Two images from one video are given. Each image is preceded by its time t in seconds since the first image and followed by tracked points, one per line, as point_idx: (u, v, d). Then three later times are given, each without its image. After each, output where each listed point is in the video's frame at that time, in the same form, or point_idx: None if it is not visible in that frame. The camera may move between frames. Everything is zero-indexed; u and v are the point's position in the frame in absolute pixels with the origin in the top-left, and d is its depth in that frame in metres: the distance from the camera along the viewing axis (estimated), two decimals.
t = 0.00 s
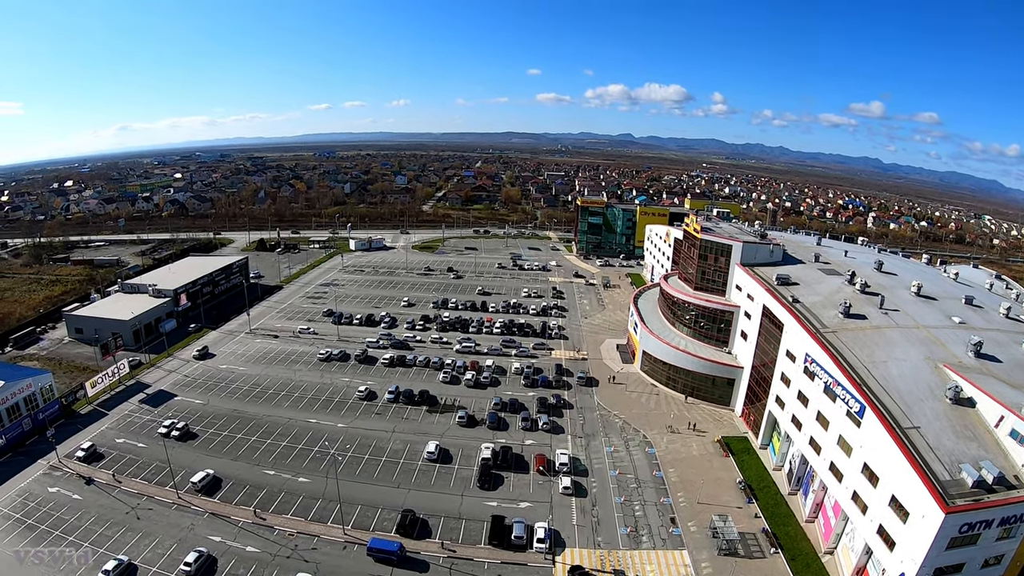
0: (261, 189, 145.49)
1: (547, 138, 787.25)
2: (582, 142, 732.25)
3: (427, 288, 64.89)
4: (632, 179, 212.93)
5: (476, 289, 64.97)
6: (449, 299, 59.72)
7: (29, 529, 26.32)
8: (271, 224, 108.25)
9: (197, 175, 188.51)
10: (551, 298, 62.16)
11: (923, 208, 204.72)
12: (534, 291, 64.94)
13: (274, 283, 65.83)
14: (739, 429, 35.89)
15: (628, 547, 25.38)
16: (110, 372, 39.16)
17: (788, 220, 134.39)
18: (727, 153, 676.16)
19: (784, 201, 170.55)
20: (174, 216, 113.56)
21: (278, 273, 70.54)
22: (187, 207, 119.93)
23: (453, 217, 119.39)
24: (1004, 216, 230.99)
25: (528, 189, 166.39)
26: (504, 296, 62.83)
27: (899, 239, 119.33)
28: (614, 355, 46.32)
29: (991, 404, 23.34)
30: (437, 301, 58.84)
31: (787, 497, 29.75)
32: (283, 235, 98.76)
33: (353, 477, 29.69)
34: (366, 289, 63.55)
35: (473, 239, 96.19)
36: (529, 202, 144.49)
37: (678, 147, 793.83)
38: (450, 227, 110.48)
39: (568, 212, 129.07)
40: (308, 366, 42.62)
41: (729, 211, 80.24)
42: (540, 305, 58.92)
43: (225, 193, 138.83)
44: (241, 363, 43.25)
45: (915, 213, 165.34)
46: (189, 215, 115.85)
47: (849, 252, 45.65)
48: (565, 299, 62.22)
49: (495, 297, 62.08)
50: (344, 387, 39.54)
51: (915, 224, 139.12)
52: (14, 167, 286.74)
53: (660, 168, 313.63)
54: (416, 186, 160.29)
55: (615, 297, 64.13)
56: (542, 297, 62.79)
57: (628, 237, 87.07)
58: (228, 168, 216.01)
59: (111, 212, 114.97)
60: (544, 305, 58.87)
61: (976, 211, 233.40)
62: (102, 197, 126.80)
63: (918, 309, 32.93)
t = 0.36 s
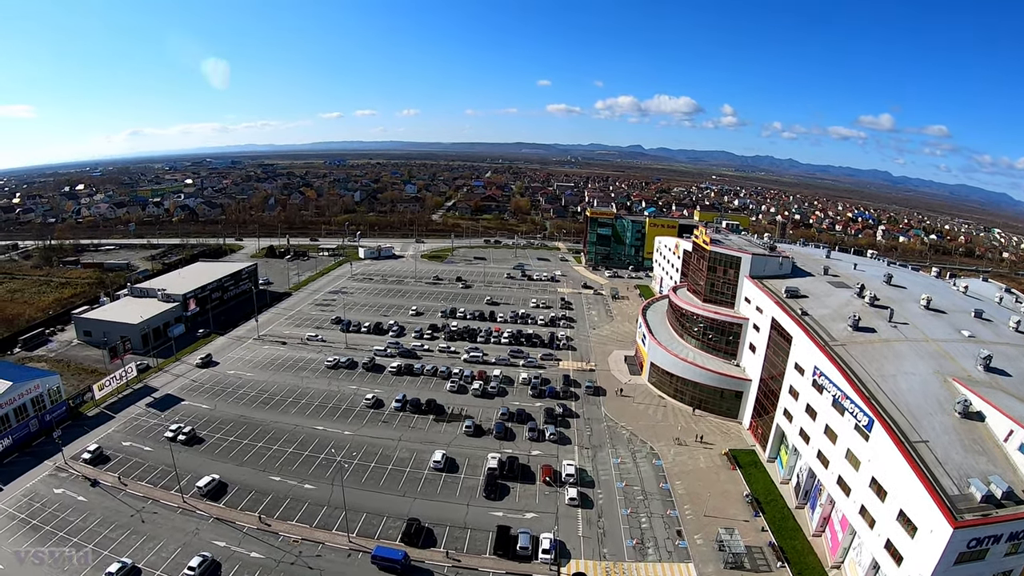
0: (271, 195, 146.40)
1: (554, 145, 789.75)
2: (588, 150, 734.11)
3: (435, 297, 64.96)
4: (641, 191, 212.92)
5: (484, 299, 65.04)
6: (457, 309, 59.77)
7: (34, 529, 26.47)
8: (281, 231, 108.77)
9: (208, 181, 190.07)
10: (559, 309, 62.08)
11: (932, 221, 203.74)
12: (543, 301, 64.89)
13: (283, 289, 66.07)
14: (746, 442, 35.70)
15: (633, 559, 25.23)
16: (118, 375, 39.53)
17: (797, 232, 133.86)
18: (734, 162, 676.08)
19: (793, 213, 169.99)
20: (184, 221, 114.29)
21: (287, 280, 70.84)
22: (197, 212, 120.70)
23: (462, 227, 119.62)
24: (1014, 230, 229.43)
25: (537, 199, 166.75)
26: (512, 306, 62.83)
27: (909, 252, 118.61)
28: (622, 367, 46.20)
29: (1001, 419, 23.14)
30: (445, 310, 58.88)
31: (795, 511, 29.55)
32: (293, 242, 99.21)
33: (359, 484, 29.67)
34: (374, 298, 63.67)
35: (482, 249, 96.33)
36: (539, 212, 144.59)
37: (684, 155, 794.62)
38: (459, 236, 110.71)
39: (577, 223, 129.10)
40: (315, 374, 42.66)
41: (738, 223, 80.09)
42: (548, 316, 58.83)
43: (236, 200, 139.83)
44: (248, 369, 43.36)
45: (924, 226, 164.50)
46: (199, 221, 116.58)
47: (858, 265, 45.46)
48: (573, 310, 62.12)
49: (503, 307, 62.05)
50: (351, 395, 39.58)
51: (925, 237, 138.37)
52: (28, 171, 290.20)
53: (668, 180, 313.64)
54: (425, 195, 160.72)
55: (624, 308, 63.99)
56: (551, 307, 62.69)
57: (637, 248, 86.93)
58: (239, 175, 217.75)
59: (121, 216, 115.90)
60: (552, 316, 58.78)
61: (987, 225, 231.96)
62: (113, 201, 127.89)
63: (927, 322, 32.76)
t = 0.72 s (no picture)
0: (286, 211, 148.06)
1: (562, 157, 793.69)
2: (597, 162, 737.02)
3: (449, 314, 65.06)
4: (654, 208, 213.07)
5: (497, 316, 65.07)
6: (470, 326, 59.83)
7: (44, 537, 26.70)
8: (295, 246, 109.71)
9: (223, 195, 192.67)
10: (572, 326, 61.91)
11: (947, 238, 202.10)
12: (556, 318, 64.79)
13: (297, 304, 66.50)
14: (760, 461, 35.35)
15: None
16: (131, 387, 40.00)
17: (810, 249, 133.11)
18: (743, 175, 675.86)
19: (806, 231, 169.35)
20: (199, 235, 115.67)
21: (301, 295, 71.30)
22: (212, 226, 122.13)
23: (476, 244, 120.03)
24: None
25: (551, 217, 167.27)
26: (525, 324, 62.79)
27: (923, 269, 117.74)
28: (635, 385, 45.95)
29: (1017, 437, 22.81)
30: (458, 327, 58.95)
31: (809, 531, 29.17)
32: (308, 257, 100.00)
33: (370, 500, 29.61)
34: (388, 314, 63.86)
35: (496, 266, 96.54)
36: (552, 230, 144.92)
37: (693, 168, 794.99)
38: (473, 253, 111.09)
39: (591, 241, 129.19)
40: (328, 389, 42.73)
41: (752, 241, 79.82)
42: (561, 333, 58.69)
43: (251, 215, 141.60)
44: (261, 384, 43.47)
45: (939, 243, 163.13)
46: (214, 235, 117.89)
47: (872, 282, 45.16)
48: (587, 327, 61.93)
49: (517, 324, 62.03)
50: (364, 410, 39.59)
51: (939, 254, 137.29)
52: (47, 185, 295.92)
53: (680, 198, 313.25)
54: (440, 212, 161.66)
55: (637, 326, 63.73)
56: (564, 325, 62.55)
57: (650, 266, 86.64)
58: (255, 191, 220.52)
59: (137, 229, 117.69)
60: (566, 333, 58.62)
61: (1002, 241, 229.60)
62: (129, 214, 129.93)
63: (942, 339, 32.44)
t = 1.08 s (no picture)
0: (308, 230, 150.19)
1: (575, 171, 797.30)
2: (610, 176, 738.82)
3: (470, 334, 65.13)
4: (674, 228, 212.60)
5: (518, 336, 64.98)
6: (491, 346, 59.82)
7: (62, 547, 27.08)
8: (317, 264, 110.95)
9: (247, 213, 196.33)
10: (593, 347, 61.63)
11: (971, 256, 199.00)
12: (577, 339, 64.59)
13: (319, 322, 66.99)
14: (782, 483, 34.85)
15: None
16: (151, 400, 40.97)
17: (832, 269, 131.65)
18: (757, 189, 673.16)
19: (827, 250, 167.75)
20: (222, 252, 117.72)
21: (322, 313, 71.84)
22: (235, 244, 124.04)
23: (498, 264, 120.41)
24: None
25: (571, 237, 167.24)
26: (546, 344, 62.63)
27: (945, 288, 116.14)
28: (656, 406, 45.59)
29: None
30: (479, 347, 58.98)
31: (831, 554, 28.62)
32: (330, 275, 101.01)
33: (388, 518, 29.57)
34: (408, 333, 64.03)
35: (517, 286, 96.67)
36: (573, 250, 144.97)
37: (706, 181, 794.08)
38: (494, 273, 111.40)
39: (611, 262, 128.88)
40: (348, 407, 42.88)
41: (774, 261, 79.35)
42: (582, 354, 58.45)
43: (274, 232, 143.86)
44: (281, 401, 43.73)
45: (964, 262, 160.50)
46: (237, 252, 119.79)
47: (895, 301, 44.62)
48: (607, 348, 61.63)
49: (537, 344, 61.93)
50: (383, 429, 39.64)
51: (962, 272, 135.32)
52: (76, 202, 304.33)
53: (700, 218, 311.22)
54: (461, 232, 162.67)
55: (658, 347, 63.23)
56: (585, 345, 62.26)
57: (671, 287, 85.93)
58: (278, 209, 224.39)
59: (161, 245, 120.47)
60: (586, 354, 58.34)
61: None
62: (153, 230, 133.08)
63: (967, 359, 31.90)
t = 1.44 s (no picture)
0: (337, 250, 152.86)
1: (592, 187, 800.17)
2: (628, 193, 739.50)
3: (496, 356, 65.17)
4: (701, 251, 211.36)
5: (545, 358, 64.86)
6: (517, 368, 59.74)
7: (85, 558, 27.49)
8: (346, 285, 112.50)
9: (277, 233, 201.06)
10: (620, 370, 61.15)
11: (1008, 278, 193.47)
12: (604, 362, 64.19)
13: (346, 343, 67.58)
14: (810, 509, 34.19)
15: None
16: (178, 416, 41.68)
17: (861, 291, 129.19)
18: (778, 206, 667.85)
19: (857, 272, 165.01)
20: (252, 272, 120.39)
21: (349, 333, 72.55)
22: (264, 263, 126.47)
23: (525, 286, 120.65)
24: None
25: (599, 260, 166.81)
26: (573, 367, 62.36)
27: (976, 309, 113.63)
28: (683, 430, 45.09)
29: None
30: (505, 369, 58.95)
31: None
32: (357, 296, 102.26)
33: (411, 539, 29.47)
34: (435, 354, 64.16)
35: (544, 309, 96.68)
36: (601, 273, 144.76)
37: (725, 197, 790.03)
38: (521, 295, 111.64)
39: (639, 284, 128.12)
40: (373, 427, 43.04)
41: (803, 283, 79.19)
42: (609, 377, 58.01)
43: (303, 253, 146.74)
44: (307, 420, 44.06)
45: (999, 283, 156.30)
46: (266, 271, 122.19)
47: (925, 323, 43.80)
48: (634, 371, 61.10)
49: (564, 367, 61.71)
50: (409, 450, 39.70)
51: (995, 293, 132.19)
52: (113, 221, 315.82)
53: (728, 241, 307.40)
54: (488, 254, 163.71)
55: (686, 370, 62.51)
56: (612, 368, 61.82)
57: (699, 309, 84.91)
58: (308, 230, 229.15)
59: (191, 263, 124.31)
60: (613, 377, 57.90)
61: None
62: (183, 248, 137.22)
63: (1001, 382, 31.12)
